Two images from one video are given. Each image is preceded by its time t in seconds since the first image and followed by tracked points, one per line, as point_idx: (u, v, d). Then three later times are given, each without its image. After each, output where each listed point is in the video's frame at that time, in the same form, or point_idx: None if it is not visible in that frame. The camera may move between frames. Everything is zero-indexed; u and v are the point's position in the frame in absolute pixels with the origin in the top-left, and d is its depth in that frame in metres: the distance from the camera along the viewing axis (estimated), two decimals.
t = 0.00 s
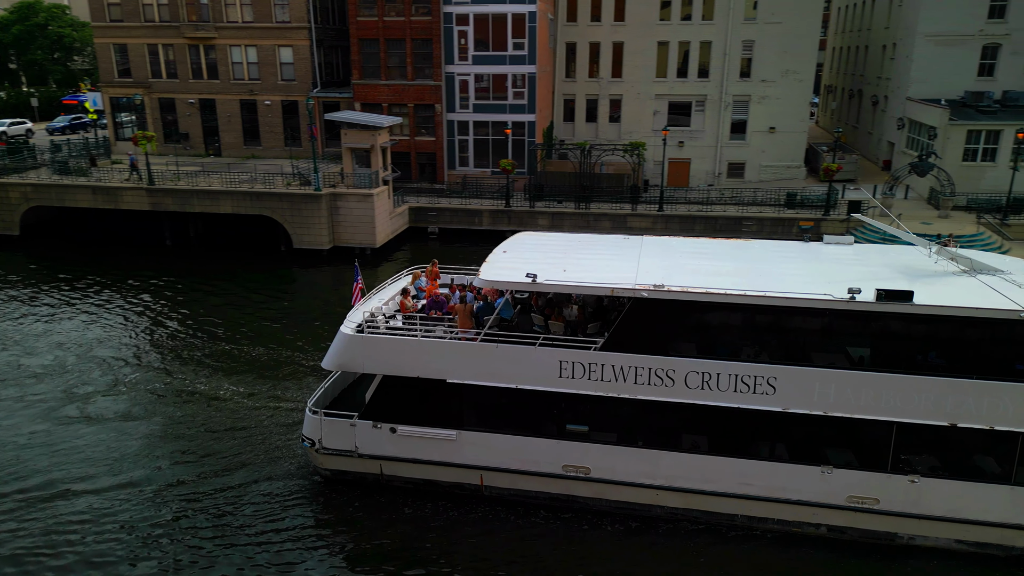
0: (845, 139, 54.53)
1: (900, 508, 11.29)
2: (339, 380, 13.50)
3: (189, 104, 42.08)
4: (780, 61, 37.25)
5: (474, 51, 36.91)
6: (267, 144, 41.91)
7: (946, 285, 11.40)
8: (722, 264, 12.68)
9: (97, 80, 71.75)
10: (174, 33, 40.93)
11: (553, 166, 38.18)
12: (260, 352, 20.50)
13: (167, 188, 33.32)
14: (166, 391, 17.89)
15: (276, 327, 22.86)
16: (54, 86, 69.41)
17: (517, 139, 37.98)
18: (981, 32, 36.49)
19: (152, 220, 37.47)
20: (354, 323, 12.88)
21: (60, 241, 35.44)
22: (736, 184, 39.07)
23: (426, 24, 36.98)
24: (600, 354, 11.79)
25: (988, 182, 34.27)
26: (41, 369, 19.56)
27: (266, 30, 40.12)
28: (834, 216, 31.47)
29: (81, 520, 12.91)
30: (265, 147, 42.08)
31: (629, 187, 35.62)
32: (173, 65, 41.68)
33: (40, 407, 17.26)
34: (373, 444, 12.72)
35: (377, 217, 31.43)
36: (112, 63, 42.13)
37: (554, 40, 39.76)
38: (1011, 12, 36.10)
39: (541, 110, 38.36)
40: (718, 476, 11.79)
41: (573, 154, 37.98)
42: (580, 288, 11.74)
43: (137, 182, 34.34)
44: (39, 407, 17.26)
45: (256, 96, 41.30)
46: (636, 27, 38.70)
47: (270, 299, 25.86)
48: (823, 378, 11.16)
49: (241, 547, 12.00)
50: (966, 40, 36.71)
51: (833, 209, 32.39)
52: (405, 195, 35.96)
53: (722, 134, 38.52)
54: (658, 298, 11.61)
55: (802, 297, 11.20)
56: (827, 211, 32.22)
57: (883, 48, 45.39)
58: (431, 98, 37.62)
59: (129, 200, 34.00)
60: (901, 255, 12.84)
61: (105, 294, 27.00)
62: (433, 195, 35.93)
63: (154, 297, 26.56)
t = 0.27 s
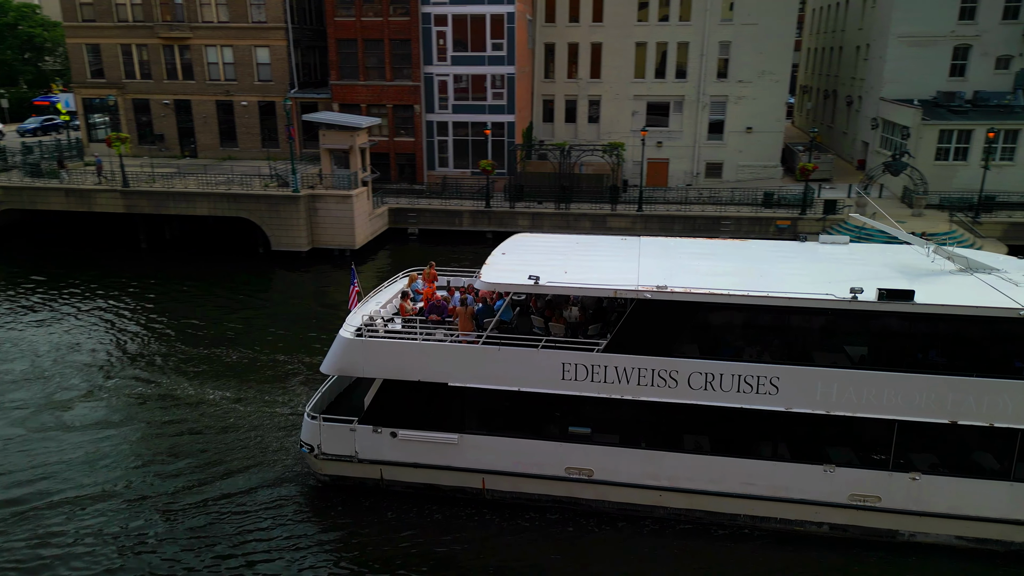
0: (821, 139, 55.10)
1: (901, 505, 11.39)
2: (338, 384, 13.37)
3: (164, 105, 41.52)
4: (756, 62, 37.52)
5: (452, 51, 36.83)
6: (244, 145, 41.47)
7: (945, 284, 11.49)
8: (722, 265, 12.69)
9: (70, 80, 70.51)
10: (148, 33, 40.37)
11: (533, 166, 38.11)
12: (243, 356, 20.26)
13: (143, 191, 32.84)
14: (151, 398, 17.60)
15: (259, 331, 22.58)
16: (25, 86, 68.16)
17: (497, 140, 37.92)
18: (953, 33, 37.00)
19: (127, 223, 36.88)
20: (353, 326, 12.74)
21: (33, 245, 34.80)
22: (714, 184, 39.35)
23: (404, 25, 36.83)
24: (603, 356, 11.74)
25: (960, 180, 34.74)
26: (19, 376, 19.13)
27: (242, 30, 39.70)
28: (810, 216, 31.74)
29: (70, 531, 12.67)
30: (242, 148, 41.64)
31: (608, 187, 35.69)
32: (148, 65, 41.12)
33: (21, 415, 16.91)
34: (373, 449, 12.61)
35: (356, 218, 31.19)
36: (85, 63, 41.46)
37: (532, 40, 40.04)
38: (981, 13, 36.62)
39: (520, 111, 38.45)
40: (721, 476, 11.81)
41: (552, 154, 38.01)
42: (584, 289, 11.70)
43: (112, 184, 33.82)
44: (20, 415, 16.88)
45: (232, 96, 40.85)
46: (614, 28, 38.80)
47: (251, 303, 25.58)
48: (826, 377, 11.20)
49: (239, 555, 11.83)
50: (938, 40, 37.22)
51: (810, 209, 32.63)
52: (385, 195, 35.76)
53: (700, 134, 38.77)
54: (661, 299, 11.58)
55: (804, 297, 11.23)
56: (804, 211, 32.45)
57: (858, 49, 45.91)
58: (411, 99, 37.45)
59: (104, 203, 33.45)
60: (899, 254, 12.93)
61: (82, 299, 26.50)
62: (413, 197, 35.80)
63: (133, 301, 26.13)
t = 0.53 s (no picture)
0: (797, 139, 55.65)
1: (902, 501, 11.50)
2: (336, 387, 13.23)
3: (138, 106, 40.90)
4: (732, 62, 37.79)
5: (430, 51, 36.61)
6: (220, 146, 41.02)
7: (943, 282, 11.62)
8: (721, 264, 12.72)
9: (39, 80, 69.20)
10: (121, 32, 39.78)
11: (513, 167, 38.11)
12: (227, 360, 20.01)
13: (117, 192, 32.31)
14: (136, 404, 17.26)
15: (240, 333, 22.33)
16: None
17: (475, 140, 38.00)
18: (925, 34, 37.53)
19: (101, 224, 36.21)
20: (353, 329, 12.61)
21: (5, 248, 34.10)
22: (692, 183, 39.61)
23: (381, 25, 36.62)
24: (606, 356, 11.72)
25: (932, 179, 35.29)
26: None
27: (217, 30, 39.27)
28: (786, 216, 31.92)
29: (60, 540, 12.41)
30: (218, 149, 41.19)
31: (587, 186, 35.79)
32: (121, 65, 40.50)
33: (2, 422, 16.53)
34: (373, 453, 12.50)
35: (334, 219, 31.00)
36: (56, 63, 40.72)
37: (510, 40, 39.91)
38: (952, 14, 37.18)
39: (500, 111, 38.47)
40: (724, 475, 11.86)
41: (531, 154, 37.98)
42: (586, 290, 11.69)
43: (85, 186, 33.25)
44: None
45: (208, 96, 40.37)
46: (592, 28, 38.91)
47: (231, 305, 25.31)
48: (828, 375, 11.27)
49: (238, 562, 11.66)
50: (910, 41, 37.74)
51: (787, 210, 32.73)
52: (363, 196, 35.63)
53: (678, 134, 39.01)
54: (663, 299, 11.58)
55: (806, 296, 11.28)
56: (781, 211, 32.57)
57: (831, 50, 46.44)
58: (389, 99, 37.34)
59: (77, 205, 32.87)
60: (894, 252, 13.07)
61: (58, 303, 25.94)
62: (392, 197, 35.66)
63: (112, 304, 25.67)
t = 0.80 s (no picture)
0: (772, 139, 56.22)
1: (902, 497, 11.62)
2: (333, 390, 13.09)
3: (110, 106, 40.25)
4: (708, 62, 38.07)
5: (408, 51, 36.53)
6: (195, 147, 40.52)
7: (939, 279, 11.74)
8: (720, 264, 12.76)
9: (4, 80, 67.83)
10: (92, 32, 39.12)
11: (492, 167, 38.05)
12: (211, 364, 19.73)
13: (88, 194, 31.64)
14: (119, 410, 16.93)
15: (220, 337, 22.04)
16: None
17: (454, 140, 37.99)
18: (897, 34, 38.04)
19: (72, 227, 35.43)
20: (351, 332, 12.49)
21: None
22: (670, 182, 39.85)
23: (358, 25, 36.26)
24: (608, 357, 11.70)
25: (904, 178, 35.84)
26: None
27: (191, 30, 38.78)
28: (762, 214, 32.09)
29: (50, 550, 12.12)
30: (192, 150, 40.67)
31: (566, 186, 35.81)
32: (92, 65, 39.82)
33: None
34: (373, 456, 12.40)
35: (313, 220, 30.77)
36: (25, 62, 39.92)
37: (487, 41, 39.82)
38: (923, 15, 37.76)
39: (479, 111, 38.39)
40: (726, 474, 11.90)
41: (510, 154, 37.98)
42: (588, 290, 11.68)
43: (57, 187, 32.60)
44: None
45: (182, 97, 39.84)
46: (569, 28, 38.99)
47: (210, 308, 24.97)
48: (829, 374, 11.34)
49: (237, 569, 11.47)
50: (882, 41, 38.26)
51: (763, 208, 32.82)
52: (341, 196, 35.42)
53: (656, 134, 39.21)
54: (665, 299, 11.58)
55: (806, 294, 11.33)
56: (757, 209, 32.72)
57: (805, 50, 46.95)
58: (367, 99, 36.94)
59: (48, 207, 32.21)
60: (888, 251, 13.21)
61: (34, 307, 25.38)
62: (370, 198, 35.44)
63: (90, 308, 25.17)
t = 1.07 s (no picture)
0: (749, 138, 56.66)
1: (901, 493, 11.74)
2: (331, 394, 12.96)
3: (82, 107, 39.57)
4: (685, 62, 38.32)
5: (386, 52, 36.37)
6: (170, 148, 39.99)
7: (936, 278, 11.87)
8: (719, 264, 12.78)
9: None
10: (63, 31, 38.43)
11: (471, 167, 37.82)
12: (194, 368, 19.46)
13: (60, 197, 30.98)
14: (105, 416, 16.63)
15: (201, 340, 21.75)
16: None
17: (434, 140, 37.89)
18: (870, 35, 38.51)
19: (44, 230, 34.70)
20: (350, 335, 12.38)
21: None
22: (649, 182, 40.06)
23: (335, 25, 35.96)
24: (610, 357, 11.68)
25: (879, 177, 36.27)
26: None
27: (165, 29, 38.24)
28: (739, 212, 32.32)
29: (40, 562, 11.86)
30: (167, 151, 40.13)
31: (546, 186, 35.83)
32: (64, 65, 39.13)
33: None
34: (374, 460, 12.30)
35: (291, 222, 30.50)
36: None
37: (466, 41, 39.72)
38: (896, 16, 38.28)
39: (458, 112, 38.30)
40: (728, 473, 11.95)
41: (489, 154, 37.94)
42: (591, 291, 11.65)
43: (28, 190, 31.93)
44: None
45: (156, 97, 39.28)
46: (548, 29, 39.01)
47: (190, 311, 24.64)
48: (830, 372, 11.41)
49: None
50: (856, 42, 38.70)
51: (740, 207, 33.04)
52: (320, 197, 35.20)
53: (634, 134, 39.37)
54: (667, 299, 11.57)
55: (807, 293, 11.39)
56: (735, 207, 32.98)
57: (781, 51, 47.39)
58: (345, 100, 36.64)
59: (20, 210, 31.55)
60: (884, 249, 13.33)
61: (10, 312, 24.86)
62: (349, 198, 35.23)
63: (68, 312, 24.70)
